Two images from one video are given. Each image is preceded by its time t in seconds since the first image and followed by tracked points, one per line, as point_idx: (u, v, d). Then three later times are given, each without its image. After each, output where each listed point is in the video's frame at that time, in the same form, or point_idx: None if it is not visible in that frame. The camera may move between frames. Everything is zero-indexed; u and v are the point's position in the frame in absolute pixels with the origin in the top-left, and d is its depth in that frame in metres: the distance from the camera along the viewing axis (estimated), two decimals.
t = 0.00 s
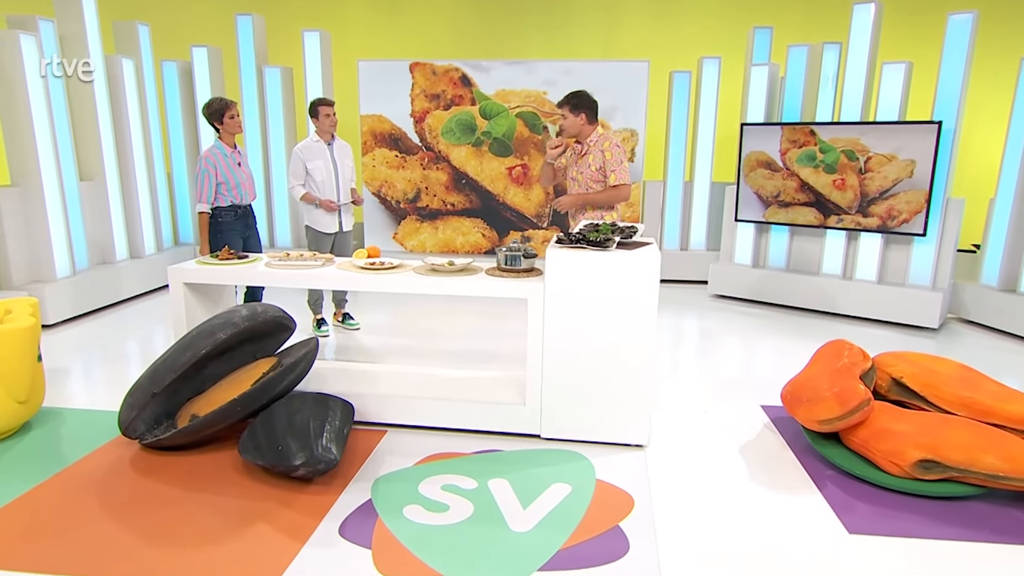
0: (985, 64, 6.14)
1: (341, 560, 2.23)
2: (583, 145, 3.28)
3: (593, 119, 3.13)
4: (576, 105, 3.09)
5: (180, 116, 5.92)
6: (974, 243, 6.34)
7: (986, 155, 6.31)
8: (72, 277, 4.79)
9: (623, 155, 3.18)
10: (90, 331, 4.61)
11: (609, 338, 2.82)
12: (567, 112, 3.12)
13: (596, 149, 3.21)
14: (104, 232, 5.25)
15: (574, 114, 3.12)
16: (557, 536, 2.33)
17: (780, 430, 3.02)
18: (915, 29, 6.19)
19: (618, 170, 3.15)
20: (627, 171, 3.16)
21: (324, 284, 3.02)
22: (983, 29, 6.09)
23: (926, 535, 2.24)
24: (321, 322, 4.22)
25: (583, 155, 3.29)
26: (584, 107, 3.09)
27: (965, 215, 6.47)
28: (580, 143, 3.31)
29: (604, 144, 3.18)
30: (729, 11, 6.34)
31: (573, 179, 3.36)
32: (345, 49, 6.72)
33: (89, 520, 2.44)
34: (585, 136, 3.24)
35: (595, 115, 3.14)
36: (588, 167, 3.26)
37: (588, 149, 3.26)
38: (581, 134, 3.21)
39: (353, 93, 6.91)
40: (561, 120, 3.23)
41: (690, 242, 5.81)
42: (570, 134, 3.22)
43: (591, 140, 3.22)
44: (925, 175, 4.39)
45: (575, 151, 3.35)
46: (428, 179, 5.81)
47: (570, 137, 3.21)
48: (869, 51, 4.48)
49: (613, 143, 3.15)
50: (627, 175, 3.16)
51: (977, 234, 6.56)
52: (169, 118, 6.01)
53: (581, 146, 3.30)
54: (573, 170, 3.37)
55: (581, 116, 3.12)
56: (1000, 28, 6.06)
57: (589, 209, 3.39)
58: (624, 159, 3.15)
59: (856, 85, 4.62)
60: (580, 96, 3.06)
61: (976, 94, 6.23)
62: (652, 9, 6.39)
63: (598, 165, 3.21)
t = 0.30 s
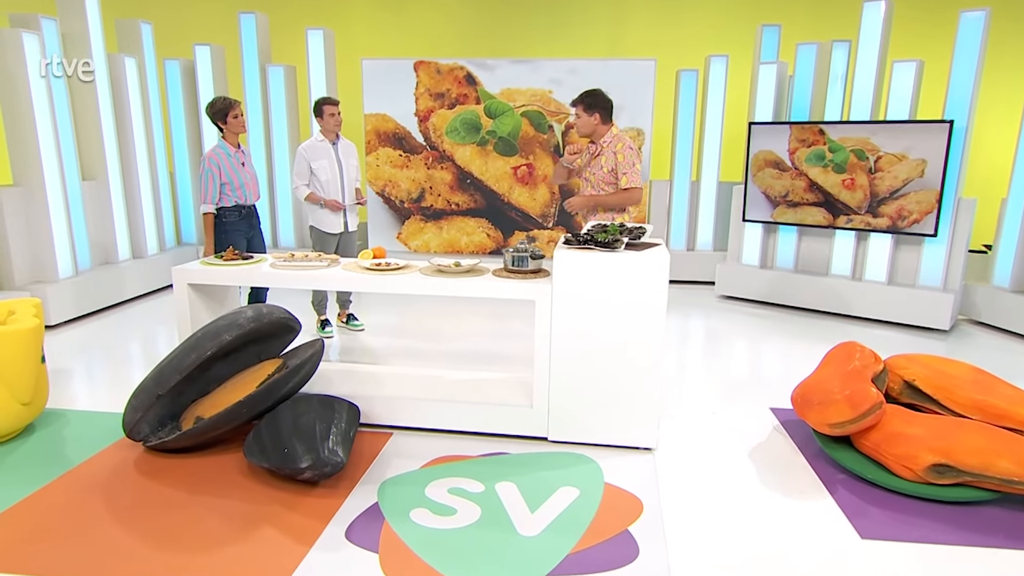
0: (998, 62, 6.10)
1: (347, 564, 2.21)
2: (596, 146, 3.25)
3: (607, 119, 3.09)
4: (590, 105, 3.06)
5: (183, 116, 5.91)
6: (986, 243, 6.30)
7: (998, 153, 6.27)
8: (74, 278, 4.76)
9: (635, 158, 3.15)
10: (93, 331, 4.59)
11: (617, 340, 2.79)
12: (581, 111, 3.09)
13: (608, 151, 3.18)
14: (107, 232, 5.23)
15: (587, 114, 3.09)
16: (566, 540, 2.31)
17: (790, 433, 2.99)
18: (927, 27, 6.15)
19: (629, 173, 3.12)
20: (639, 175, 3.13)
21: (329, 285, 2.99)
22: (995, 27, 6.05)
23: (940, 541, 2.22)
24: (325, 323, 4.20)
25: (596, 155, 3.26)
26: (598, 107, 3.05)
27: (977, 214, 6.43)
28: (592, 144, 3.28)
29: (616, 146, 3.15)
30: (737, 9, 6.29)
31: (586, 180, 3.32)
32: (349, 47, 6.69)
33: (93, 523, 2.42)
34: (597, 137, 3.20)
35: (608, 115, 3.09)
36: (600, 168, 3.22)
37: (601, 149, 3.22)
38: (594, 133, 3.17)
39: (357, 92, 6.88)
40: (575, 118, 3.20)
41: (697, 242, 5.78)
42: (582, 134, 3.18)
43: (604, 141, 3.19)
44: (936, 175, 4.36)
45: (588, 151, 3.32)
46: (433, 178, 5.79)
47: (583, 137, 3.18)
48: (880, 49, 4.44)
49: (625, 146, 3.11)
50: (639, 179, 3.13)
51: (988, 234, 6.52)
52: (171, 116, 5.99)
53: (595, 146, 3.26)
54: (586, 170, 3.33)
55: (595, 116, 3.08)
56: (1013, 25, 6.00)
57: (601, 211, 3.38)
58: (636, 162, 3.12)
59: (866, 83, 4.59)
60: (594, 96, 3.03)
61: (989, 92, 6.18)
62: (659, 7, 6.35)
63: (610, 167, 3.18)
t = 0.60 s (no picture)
0: (1008, 60, 6.06)
1: (354, 568, 2.18)
2: (612, 146, 3.23)
3: (624, 119, 3.06)
4: (607, 105, 3.02)
5: (185, 116, 5.89)
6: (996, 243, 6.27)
7: (1008, 153, 6.23)
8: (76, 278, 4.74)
9: (650, 160, 3.13)
10: (95, 332, 4.57)
11: (626, 342, 2.76)
12: (598, 110, 3.06)
13: (623, 151, 3.16)
14: (109, 232, 5.21)
15: (604, 113, 3.06)
16: (574, 544, 2.28)
17: (799, 436, 2.96)
18: (937, 26, 6.11)
19: (643, 175, 3.11)
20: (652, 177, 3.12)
21: (334, 286, 2.96)
22: (1006, 26, 6.01)
23: (953, 546, 2.19)
24: (329, 324, 4.18)
25: (612, 156, 3.24)
26: (615, 107, 3.02)
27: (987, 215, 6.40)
28: (609, 144, 3.26)
29: (631, 147, 3.13)
30: (744, 8, 6.26)
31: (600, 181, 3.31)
32: (352, 46, 6.66)
33: (97, 526, 2.40)
34: (614, 137, 3.18)
35: (626, 115, 3.06)
36: (614, 169, 3.21)
37: (617, 150, 3.21)
38: (611, 133, 3.15)
39: (361, 92, 6.86)
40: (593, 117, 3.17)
41: (703, 242, 5.75)
42: (600, 133, 3.16)
43: (620, 142, 3.17)
44: (947, 175, 4.32)
45: (605, 151, 3.30)
46: (437, 178, 5.76)
47: (600, 136, 3.15)
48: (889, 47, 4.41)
49: (641, 148, 3.10)
50: (651, 182, 3.12)
51: (998, 234, 6.49)
52: (173, 115, 5.96)
53: (611, 147, 3.24)
54: (600, 169, 3.31)
55: (612, 116, 3.05)
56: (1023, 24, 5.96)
57: (614, 213, 3.37)
58: (650, 164, 3.10)
59: (875, 82, 4.56)
60: (612, 95, 2.99)
61: (999, 91, 6.14)
62: (665, 5, 6.31)
63: (625, 169, 3.17)
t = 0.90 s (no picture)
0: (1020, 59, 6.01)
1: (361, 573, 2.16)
2: (634, 148, 3.22)
3: (648, 120, 3.03)
4: (632, 106, 2.99)
5: (188, 115, 5.86)
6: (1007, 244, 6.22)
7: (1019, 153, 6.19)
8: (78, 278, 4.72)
9: (667, 161, 3.11)
10: (97, 333, 4.54)
11: (636, 345, 2.73)
12: (622, 110, 3.03)
13: (642, 153, 3.15)
14: (111, 232, 5.19)
15: (629, 114, 3.02)
16: (584, 548, 2.26)
17: (810, 440, 2.93)
18: (948, 24, 6.07)
19: (657, 175, 3.08)
20: (667, 178, 3.08)
21: (340, 286, 2.93)
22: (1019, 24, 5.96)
23: (968, 552, 2.15)
24: (333, 325, 4.16)
25: (633, 157, 3.23)
26: (640, 108, 2.99)
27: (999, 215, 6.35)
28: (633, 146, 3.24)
29: (650, 148, 3.12)
30: (752, 6, 6.22)
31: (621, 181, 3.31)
32: (357, 45, 6.63)
33: (101, 529, 2.38)
34: (636, 137, 3.15)
35: (650, 116, 3.03)
36: (633, 170, 3.20)
37: (636, 152, 3.20)
38: (633, 134, 3.11)
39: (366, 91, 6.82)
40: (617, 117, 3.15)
41: (710, 242, 5.71)
42: (622, 133, 3.13)
43: (642, 143, 3.15)
44: (959, 175, 4.28)
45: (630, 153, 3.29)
46: (441, 177, 5.73)
47: (622, 136, 3.13)
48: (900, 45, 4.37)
49: (658, 148, 3.08)
50: (666, 183, 3.09)
51: (1010, 235, 6.44)
52: (176, 114, 5.93)
53: (632, 149, 3.23)
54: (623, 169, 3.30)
55: (636, 117, 3.02)
56: None
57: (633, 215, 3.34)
58: (667, 164, 3.07)
59: (886, 81, 4.52)
60: (638, 96, 2.96)
61: (1011, 90, 6.09)
62: (672, 3, 6.27)
63: (642, 169, 3.15)
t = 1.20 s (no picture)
0: None
1: None
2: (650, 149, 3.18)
3: (669, 123, 3.02)
4: (654, 108, 2.98)
5: (191, 114, 5.84)
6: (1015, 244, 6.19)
7: None
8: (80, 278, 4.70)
9: (682, 160, 3.07)
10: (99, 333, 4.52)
11: (645, 347, 2.71)
12: (643, 111, 3.02)
13: (658, 153, 3.11)
14: (113, 231, 5.16)
15: (649, 115, 3.01)
16: (593, 552, 2.23)
17: (820, 442, 2.91)
18: (958, 23, 6.03)
19: (670, 176, 3.06)
20: (679, 178, 3.06)
21: (346, 287, 2.90)
22: None
23: (982, 557, 2.13)
24: (336, 326, 4.13)
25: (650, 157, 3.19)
26: (661, 111, 2.98)
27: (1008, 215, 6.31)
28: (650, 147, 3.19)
29: (666, 147, 3.07)
30: (760, 4, 6.18)
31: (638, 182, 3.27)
32: (361, 43, 6.60)
33: (105, 532, 2.36)
34: (655, 138, 3.13)
35: (671, 118, 3.02)
36: (649, 171, 3.15)
37: (653, 152, 3.16)
38: (653, 135, 3.09)
39: (370, 90, 6.79)
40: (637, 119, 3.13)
41: (716, 242, 5.68)
42: (642, 135, 3.11)
43: (659, 144, 3.11)
44: (970, 174, 4.24)
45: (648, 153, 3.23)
46: (445, 176, 5.70)
47: (642, 137, 3.11)
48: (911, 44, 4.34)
49: (674, 147, 3.04)
50: (678, 183, 3.07)
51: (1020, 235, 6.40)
52: (178, 113, 5.91)
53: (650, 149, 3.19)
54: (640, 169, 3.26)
55: (658, 119, 3.01)
56: None
57: (649, 216, 3.31)
58: (681, 164, 3.04)
59: (896, 79, 4.48)
60: (660, 96, 2.96)
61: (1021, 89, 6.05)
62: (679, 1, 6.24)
63: (657, 169, 3.12)
